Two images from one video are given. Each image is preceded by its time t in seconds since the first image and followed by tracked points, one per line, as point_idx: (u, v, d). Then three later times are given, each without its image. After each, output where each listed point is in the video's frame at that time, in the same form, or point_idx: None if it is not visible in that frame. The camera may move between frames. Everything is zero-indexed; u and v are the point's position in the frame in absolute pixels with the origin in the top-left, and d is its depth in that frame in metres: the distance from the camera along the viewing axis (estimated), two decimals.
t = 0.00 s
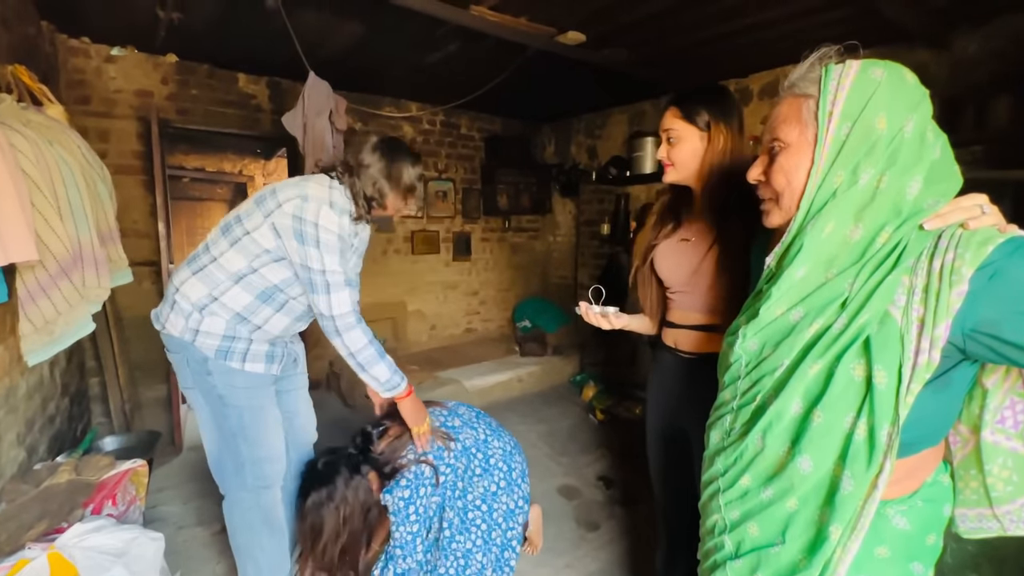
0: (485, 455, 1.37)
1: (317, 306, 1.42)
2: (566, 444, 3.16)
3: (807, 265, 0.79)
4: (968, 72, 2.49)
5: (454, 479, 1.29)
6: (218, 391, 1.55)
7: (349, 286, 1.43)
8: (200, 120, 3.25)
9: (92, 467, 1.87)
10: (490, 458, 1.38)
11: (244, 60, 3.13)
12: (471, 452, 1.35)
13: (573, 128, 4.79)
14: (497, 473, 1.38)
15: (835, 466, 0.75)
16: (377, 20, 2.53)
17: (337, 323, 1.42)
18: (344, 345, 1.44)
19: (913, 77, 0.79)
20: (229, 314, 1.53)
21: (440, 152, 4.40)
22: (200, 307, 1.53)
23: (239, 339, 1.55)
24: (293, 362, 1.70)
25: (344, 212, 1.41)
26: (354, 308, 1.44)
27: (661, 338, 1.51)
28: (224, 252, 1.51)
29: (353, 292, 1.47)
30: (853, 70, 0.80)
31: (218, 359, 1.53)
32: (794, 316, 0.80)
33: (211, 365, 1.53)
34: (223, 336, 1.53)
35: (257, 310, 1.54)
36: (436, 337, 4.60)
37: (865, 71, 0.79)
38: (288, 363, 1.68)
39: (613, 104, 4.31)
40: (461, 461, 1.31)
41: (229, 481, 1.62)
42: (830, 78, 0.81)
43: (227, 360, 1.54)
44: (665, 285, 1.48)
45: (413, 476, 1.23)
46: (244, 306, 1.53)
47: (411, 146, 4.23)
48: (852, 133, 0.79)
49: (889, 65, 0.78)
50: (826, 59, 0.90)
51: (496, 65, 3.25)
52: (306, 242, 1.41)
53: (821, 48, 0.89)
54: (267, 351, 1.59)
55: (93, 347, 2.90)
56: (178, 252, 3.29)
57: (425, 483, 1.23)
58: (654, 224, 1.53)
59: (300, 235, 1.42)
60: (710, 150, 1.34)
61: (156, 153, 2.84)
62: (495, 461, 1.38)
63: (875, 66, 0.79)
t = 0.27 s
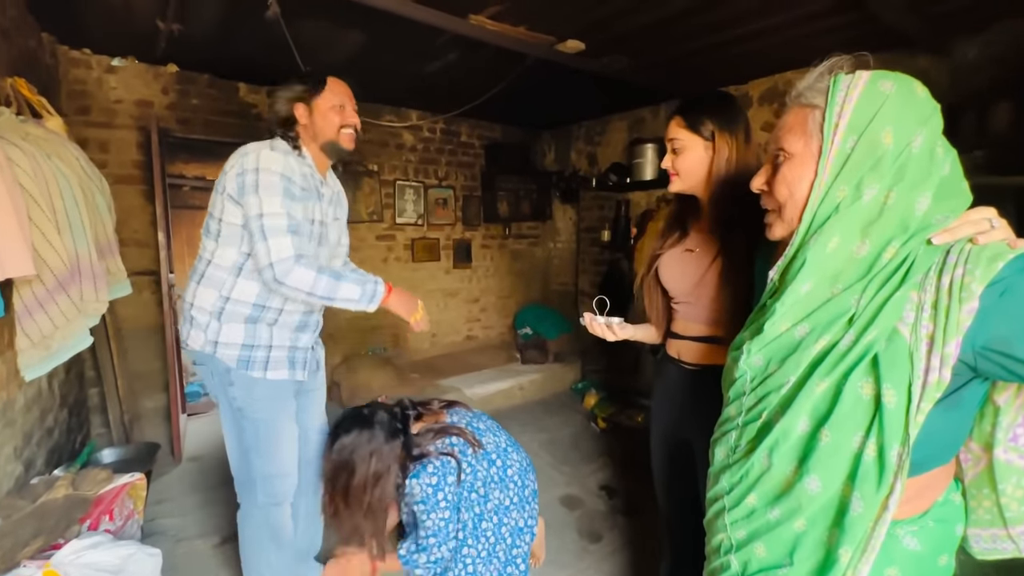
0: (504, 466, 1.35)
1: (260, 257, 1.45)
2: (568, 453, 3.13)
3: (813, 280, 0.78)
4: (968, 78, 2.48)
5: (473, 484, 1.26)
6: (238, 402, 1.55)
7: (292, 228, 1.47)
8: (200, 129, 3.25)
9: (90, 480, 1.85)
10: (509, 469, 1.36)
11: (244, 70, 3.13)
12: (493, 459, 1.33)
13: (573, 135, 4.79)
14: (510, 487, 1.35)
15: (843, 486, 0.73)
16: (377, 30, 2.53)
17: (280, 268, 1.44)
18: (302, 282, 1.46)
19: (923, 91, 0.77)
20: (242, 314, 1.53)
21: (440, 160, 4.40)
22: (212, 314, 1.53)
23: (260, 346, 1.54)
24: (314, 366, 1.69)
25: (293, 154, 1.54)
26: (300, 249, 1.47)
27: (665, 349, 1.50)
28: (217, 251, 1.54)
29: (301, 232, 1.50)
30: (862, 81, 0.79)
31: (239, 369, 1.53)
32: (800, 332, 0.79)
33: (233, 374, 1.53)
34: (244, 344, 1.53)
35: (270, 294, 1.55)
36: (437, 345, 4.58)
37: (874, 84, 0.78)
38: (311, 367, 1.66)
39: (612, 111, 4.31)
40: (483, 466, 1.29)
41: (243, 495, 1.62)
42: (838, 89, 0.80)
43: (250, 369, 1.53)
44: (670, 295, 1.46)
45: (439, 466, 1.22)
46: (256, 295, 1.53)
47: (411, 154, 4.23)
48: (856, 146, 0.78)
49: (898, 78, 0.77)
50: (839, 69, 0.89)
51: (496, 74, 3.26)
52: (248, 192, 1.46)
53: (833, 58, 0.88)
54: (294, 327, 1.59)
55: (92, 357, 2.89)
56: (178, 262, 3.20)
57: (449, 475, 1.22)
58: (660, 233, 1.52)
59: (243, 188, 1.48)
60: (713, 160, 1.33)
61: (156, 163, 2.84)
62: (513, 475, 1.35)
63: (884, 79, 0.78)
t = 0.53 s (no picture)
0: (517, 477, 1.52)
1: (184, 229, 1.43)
2: (570, 461, 3.11)
3: (816, 292, 0.78)
4: (968, 83, 2.48)
5: (486, 492, 1.44)
6: (249, 412, 1.51)
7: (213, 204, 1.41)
8: (200, 139, 3.26)
9: (88, 493, 1.84)
10: (521, 483, 1.53)
11: (243, 79, 3.14)
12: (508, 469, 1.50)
13: (572, 141, 4.80)
14: (518, 499, 1.52)
15: (849, 502, 0.72)
16: (376, 39, 2.54)
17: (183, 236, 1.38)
18: (209, 249, 1.37)
19: (931, 104, 0.77)
20: (257, 318, 1.48)
21: (440, 167, 4.41)
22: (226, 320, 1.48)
23: (276, 350, 1.51)
24: (328, 359, 1.67)
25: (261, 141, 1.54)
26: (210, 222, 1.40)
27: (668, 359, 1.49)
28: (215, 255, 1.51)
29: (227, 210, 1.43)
30: (870, 91, 0.78)
31: (256, 376, 1.49)
32: (804, 344, 0.78)
33: (248, 383, 1.50)
34: (259, 351, 1.49)
35: (280, 292, 1.51)
36: (438, 352, 4.57)
37: (882, 94, 0.77)
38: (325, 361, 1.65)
39: (612, 118, 4.31)
40: (497, 476, 1.47)
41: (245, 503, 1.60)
42: (845, 99, 0.80)
43: (267, 376, 1.50)
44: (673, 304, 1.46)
45: (459, 465, 1.41)
46: (267, 295, 1.49)
47: (411, 161, 4.23)
48: (862, 157, 0.77)
49: (906, 90, 0.77)
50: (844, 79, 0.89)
51: (495, 82, 3.26)
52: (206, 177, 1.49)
53: (839, 68, 0.88)
54: (310, 320, 1.57)
55: (91, 367, 2.88)
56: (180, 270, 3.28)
57: (467, 474, 1.40)
58: (663, 241, 1.51)
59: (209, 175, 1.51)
60: (713, 169, 1.33)
61: (157, 173, 2.84)
62: (520, 489, 1.51)
63: (892, 90, 0.77)
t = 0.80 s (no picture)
0: (519, 485, 1.51)
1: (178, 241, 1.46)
2: (571, 469, 3.09)
3: (818, 300, 0.77)
4: (965, 88, 2.49)
5: (487, 500, 1.42)
6: (254, 420, 1.51)
7: (198, 216, 1.43)
8: (200, 148, 3.27)
9: (86, 505, 1.82)
10: (522, 490, 1.52)
11: (243, 88, 3.15)
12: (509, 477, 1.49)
13: (571, 148, 4.81)
14: (520, 507, 1.51)
15: (853, 513, 0.71)
16: (375, 48, 2.55)
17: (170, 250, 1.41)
18: (196, 260, 1.39)
19: (931, 112, 0.77)
20: (258, 324, 1.48)
21: (440, 174, 4.41)
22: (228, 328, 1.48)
23: (280, 354, 1.50)
24: (333, 360, 1.65)
25: (246, 149, 1.54)
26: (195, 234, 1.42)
27: (670, 367, 1.48)
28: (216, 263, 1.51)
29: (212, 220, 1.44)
30: (869, 101, 0.78)
31: (262, 382, 1.49)
32: (805, 353, 0.78)
33: (253, 391, 1.49)
34: (264, 356, 1.48)
35: (280, 296, 1.50)
36: (438, 359, 4.56)
37: (881, 103, 0.77)
38: (330, 364, 1.64)
39: (610, 124, 4.33)
40: (499, 484, 1.45)
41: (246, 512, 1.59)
42: (845, 108, 0.80)
43: (273, 381, 1.50)
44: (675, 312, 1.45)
45: (459, 473, 1.39)
46: (267, 300, 1.48)
47: (411, 168, 4.24)
48: (862, 166, 0.77)
49: (906, 99, 0.77)
50: (842, 87, 0.89)
51: (494, 89, 3.27)
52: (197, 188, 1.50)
53: (836, 75, 0.88)
54: (313, 322, 1.56)
55: (91, 377, 2.87)
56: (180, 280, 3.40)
57: (466, 483, 1.38)
58: (665, 247, 1.51)
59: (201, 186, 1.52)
60: (714, 175, 1.33)
61: (157, 182, 2.84)
62: (522, 497, 1.50)
63: (892, 99, 0.77)
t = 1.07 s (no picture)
0: (517, 489, 1.50)
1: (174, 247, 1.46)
2: (572, 474, 3.08)
3: (818, 306, 0.77)
4: (962, 92, 2.49)
5: (485, 507, 1.42)
6: (254, 426, 1.50)
7: (195, 223, 1.43)
8: (200, 154, 3.28)
9: (85, 513, 1.82)
10: (520, 494, 1.51)
11: (243, 95, 3.16)
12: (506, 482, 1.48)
13: (571, 152, 4.82)
14: (520, 512, 1.51)
15: (855, 520, 0.71)
16: (375, 55, 2.56)
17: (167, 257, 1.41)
18: (194, 267, 1.40)
19: (930, 119, 0.77)
20: (258, 330, 1.47)
21: (440, 180, 4.42)
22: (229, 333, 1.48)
23: (281, 359, 1.50)
24: (333, 365, 1.65)
25: (245, 154, 1.54)
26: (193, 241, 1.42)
27: (671, 372, 1.48)
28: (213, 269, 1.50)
29: (209, 227, 1.44)
30: (868, 107, 0.79)
31: (262, 387, 1.48)
32: (806, 359, 0.78)
33: (254, 397, 1.49)
34: (264, 362, 1.48)
35: (279, 301, 1.50)
36: (438, 364, 4.55)
37: (880, 110, 0.77)
38: (330, 368, 1.63)
39: (609, 129, 4.34)
40: (496, 489, 1.44)
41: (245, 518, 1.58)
42: (844, 114, 0.80)
43: (273, 386, 1.49)
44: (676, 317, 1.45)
45: (450, 488, 1.35)
46: (266, 305, 1.48)
47: (410, 174, 4.25)
48: (862, 172, 0.77)
49: (905, 105, 0.77)
50: (841, 93, 0.89)
51: (493, 95, 3.29)
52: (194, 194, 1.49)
53: (835, 81, 0.88)
54: (313, 325, 1.57)
55: (90, 384, 2.86)
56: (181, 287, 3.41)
57: (456, 497, 1.35)
58: (666, 251, 1.51)
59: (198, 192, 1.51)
60: (716, 180, 1.33)
61: (157, 189, 2.85)
62: (522, 502, 1.50)
63: (891, 106, 0.77)
